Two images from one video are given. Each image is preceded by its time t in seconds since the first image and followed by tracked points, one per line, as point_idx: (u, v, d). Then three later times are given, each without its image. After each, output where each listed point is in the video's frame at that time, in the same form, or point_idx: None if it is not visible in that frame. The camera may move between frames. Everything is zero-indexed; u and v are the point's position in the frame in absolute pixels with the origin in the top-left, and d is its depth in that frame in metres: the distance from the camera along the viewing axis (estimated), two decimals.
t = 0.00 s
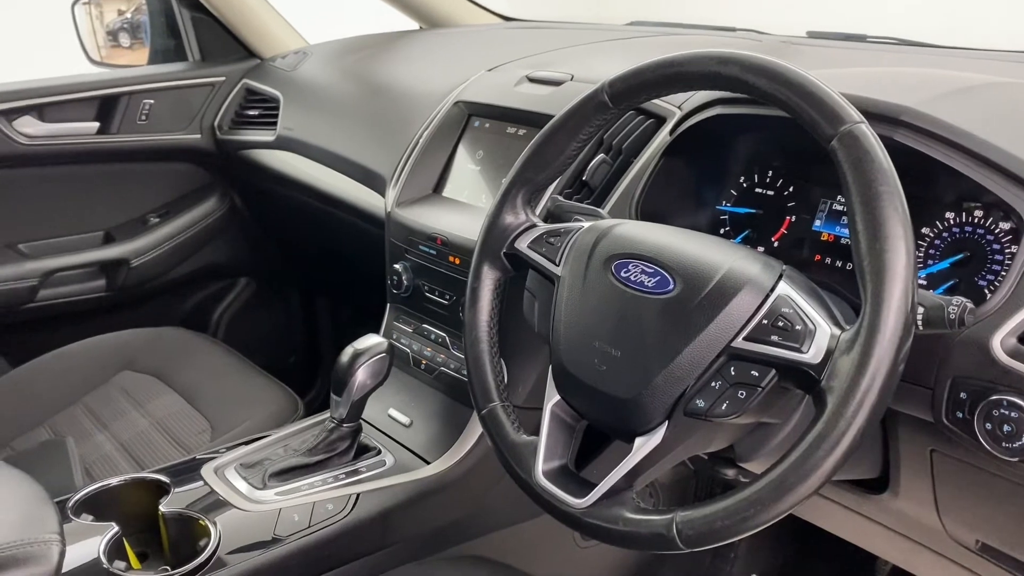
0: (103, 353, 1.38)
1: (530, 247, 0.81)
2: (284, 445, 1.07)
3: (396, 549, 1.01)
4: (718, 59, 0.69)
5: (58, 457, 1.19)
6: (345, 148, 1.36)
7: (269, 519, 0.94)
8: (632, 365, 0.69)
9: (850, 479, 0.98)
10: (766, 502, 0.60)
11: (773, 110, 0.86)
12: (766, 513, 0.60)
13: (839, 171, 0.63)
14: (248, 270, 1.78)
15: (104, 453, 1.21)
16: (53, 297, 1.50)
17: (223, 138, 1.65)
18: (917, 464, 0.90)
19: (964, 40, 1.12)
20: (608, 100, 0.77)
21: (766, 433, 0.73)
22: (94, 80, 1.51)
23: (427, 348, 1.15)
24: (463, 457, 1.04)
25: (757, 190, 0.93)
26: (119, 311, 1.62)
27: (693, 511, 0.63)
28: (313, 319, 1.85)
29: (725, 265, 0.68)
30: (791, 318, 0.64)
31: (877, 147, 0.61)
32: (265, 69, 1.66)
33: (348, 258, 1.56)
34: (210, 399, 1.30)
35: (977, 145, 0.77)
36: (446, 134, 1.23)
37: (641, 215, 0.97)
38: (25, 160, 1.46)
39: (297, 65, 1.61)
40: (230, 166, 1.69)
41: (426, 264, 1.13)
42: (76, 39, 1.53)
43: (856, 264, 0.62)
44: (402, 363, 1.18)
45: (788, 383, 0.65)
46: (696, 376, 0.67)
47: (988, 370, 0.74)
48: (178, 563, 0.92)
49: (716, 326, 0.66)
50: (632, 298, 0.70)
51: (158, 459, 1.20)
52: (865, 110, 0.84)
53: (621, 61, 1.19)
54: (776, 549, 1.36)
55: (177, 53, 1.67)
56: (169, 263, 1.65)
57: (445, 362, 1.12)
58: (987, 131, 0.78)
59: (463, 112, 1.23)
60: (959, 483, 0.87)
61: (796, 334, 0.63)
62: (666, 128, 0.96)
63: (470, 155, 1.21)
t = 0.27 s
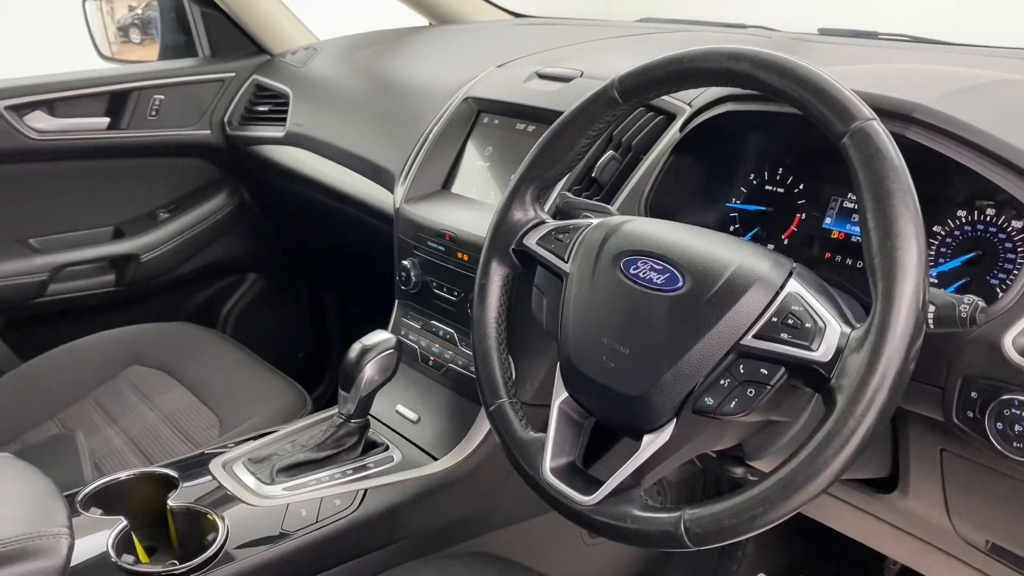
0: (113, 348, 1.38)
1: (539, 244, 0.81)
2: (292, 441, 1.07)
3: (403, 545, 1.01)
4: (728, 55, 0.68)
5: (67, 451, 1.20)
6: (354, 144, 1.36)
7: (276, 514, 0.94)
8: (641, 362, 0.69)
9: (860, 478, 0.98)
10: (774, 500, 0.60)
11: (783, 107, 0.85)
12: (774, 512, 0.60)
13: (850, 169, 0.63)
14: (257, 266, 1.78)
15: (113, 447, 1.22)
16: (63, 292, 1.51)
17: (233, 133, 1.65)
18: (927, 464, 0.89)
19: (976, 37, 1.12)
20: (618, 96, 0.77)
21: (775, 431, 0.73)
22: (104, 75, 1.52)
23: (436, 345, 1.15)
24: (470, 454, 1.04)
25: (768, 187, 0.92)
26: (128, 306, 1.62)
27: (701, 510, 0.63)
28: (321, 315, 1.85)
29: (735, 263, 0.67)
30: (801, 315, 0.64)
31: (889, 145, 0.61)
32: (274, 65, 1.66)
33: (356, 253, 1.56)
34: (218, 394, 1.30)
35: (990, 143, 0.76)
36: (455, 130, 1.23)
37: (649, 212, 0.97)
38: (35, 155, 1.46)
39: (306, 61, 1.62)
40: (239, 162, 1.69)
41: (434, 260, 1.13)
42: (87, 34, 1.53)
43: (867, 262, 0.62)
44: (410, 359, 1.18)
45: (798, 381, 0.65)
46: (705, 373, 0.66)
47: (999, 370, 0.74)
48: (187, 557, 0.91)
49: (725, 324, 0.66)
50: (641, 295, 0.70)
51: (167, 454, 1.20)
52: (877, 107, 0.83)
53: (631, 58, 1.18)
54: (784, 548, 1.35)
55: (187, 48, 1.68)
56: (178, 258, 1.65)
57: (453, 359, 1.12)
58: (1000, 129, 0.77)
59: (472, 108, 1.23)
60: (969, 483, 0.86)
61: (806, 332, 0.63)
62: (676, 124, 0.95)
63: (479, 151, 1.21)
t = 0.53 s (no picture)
0: (122, 343, 1.39)
1: (549, 240, 0.81)
2: (300, 436, 1.07)
3: (410, 541, 1.01)
4: (740, 51, 0.68)
5: (77, 445, 1.20)
6: (363, 140, 1.36)
7: (284, 510, 0.94)
8: (650, 360, 0.68)
9: (871, 478, 0.97)
10: (784, 499, 0.60)
11: (795, 103, 0.85)
12: (784, 511, 0.60)
13: (863, 166, 0.62)
14: (266, 262, 1.78)
15: (122, 442, 1.22)
16: (73, 287, 1.52)
17: (242, 129, 1.65)
18: (938, 464, 0.89)
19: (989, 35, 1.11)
20: (629, 92, 0.76)
21: (785, 430, 0.73)
22: (114, 71, 1.52)
23: (444, 341, 1.15)
24: (478, 451, 1.04)
25: (779, 185, 0.92)
26: (138, 301, 1.63)
27: (711, 509, 0.63)
28: (330, 311, 1.85)
29: (746, 260, 0.67)
30: (813, 314, 0.63)
31: (902, 142, 0.60)
32: (284, 61, 1.66)
33: (365, 250, 1.56)
34: (227, 389, 1.31)
35: (1005, 140, 0.76)
36: (464, 126, 1.23)
37: (660, 210, 0.96)
38: (46, 150, 1.47)
39: (316, 57, 1.62)
40: (249, 158, 1.69)
41: (443, 257, 1.13)
42: (98, 29, 1.53)
43: (879, 260, 0.61)
44: (419, 356, 1.18)
45: (809, 380, 0.64)
46: (715, 371, 0.66)
47: (1012, 369, 0.73)
48: (195, 552, 0.92)
49: (736, 322, 0.65)
50: (651, 292, 0.69)
51: (175, 449, 1.21)
52: (890, 104, 0.82)
53: (641, 54, 1.18)
54: (793, 547, 1.35)
55: (197, 44, 1.67)
56: (187, 254, 1.65)
57: (461, 355, 1.12)
58: (1014, 126, 0.76)
59: (482, 104, 1.23)
60: (981, 483, 0.86)
61: (817, 330, 0.63)
62: (687, 121, 0.94)
63: (488, 148, 1.20)
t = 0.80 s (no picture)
0: (132, 338, 1.39)
1: (558, 238, 0.80)
2: (308, 432, 1.07)
3: (418, 537, 1.01)
4: (753, 48, 0.68)
5: (87, 440, 1.21)
6: (373, 136, 1.36)
7: (293, 506, 0.94)
8: (660, 358, 0.68)
9: (881, 478, 0.97)
10: (795, 499, 0.59)
11: (807, 101, 0.84)
12: (794, 511, 0.59)
13: (876, 164, 0.62)
14: (275, 258, 1.79)
15: (131, 437, 1.22)
16: (83, 282, 1.52)
17: (252, 125, 1.65)
18: (950, 464, 0.88)
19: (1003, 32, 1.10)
20: (640, 89, 0.76)
21: (795, 429, 0.72)
22: (125, 66, 1.52)
23: (452, 338, 1.15)
24: (486, 448, 1.04)
25: (790, 183, 0.91)
26: (147, 296, 1.63)
27: (721, 508, 0.63)
28: (338, 307, 1.85)
29: (757, 259, 0.66)
30: (824, 313, 0.63)
31: (916, 139, 0.60)
32: (294, 57, 1.66)
33: (374, 246, 1.56)
34: (236, 385, 1.31)
35: (1019, 139, 0.75)
36: (474, 123, 1.22)
37: (670, 208, 0.96)
38: (56, 145, 1.47)
39: (325, 53, 1.62)
40: (258, 153, 1.69)
41: (452, 253, 1.13)
42: (109, 25, 1.54)
43: (892, 259, 0.61)
44: (427, 352, 1.18)
45: (821, 379, 0.64)
46: (725, 370, 0.66)
47: None
48: (203, 547, 0.92)
49: (747, 320, 0.65)
50: (661, 290, 0.69)
51: (184, 444, 1.21)
52: (904, 102, 0.82)
53: (652, 51, 1.17)
54: (801, 547, 1.34)
55: (207, 40, 1.68)
56: (197, 250, 1.66)
57: (470, 353, 1.12)
58: None
59: (492, 101, 1.23)
60: (993, 484, 0.85)
61: (829, 329, 0.62)
62: (698, 119, 0.94)
63: (498, 144, 1.20)
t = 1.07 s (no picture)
0: (141, 333, 1.39)
1: (569, 233, 0.80)
2: (317, 427, 1.07)
3: (426, 533, 1.01)
4: (767, 42, 0.67)
5: (96, 433, 1.21)
6: (382, 131, 1.36)
7: (301, 500, 0.94)
8: (670, 354, 0.68)
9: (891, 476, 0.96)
10: (805, 496, 0.59)
11: (820, 96, 0.84)
12: (805, 508, 0.59)
13: (891, 159, 0.61)
14: (285, 253, 1.79)
15: (140, 430, 1.23)
16: (92, 276, 1.53)
17: (261, 120, 1.65)
18: (961, 463, 0.88)
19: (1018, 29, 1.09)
20: (652, 83, 0.75)
21: (806, 427, 0.72)
22: (135, 61, 1.52)
23: (461, 334, 1.15)
24: (495, 443, 1.04)
25: (801, 179, 0.91)
26: (157, 291, 1.64)
27: (732, 505, 0.62)
28: (347, 303, 1.86)
29: (769, 254, 0.66)
30: (837, 309, 0.62)
31: (931, 135, 0.59)
32: (304, 52, 1.66)
33: (383, 242, 1.56)
34: (244, 379, 1.31)
35: None
36: (484, 118, 1.22)
37: (681, 202, 0.96)
38: (66, 140, 1.48)
39: (335, 48, 1.61)
40: (268, 149, 1.69)
41: (461, 249, 1.13)
42: (120, 19, 1.53)
43: (906, 256, 0.60)
44: (436, 348, 1.18)
45: (832, 376, 0.64)
46: (736, 366, 0.65)
47: None
48: (212, 541, 0.92)
49: (758, 316, 0.64)
50: (672, 286, 0.69)
51: (192, 438, 1.21)
52: (918, 97, 0.81)
53: (663, 46, 1.17)
54: (811, 546, 1.34)
55: (217, 35, 1.69)
56: (206, 244, 1.66)
57: (478, 348, 1.12)
58: None
59: (502, 96, 1.22)
60: (1005, 483, 0.84)
61: (841, 325, 0.62)
62: (709, 113, 0.93)
63: (508, 140, 1.20)
